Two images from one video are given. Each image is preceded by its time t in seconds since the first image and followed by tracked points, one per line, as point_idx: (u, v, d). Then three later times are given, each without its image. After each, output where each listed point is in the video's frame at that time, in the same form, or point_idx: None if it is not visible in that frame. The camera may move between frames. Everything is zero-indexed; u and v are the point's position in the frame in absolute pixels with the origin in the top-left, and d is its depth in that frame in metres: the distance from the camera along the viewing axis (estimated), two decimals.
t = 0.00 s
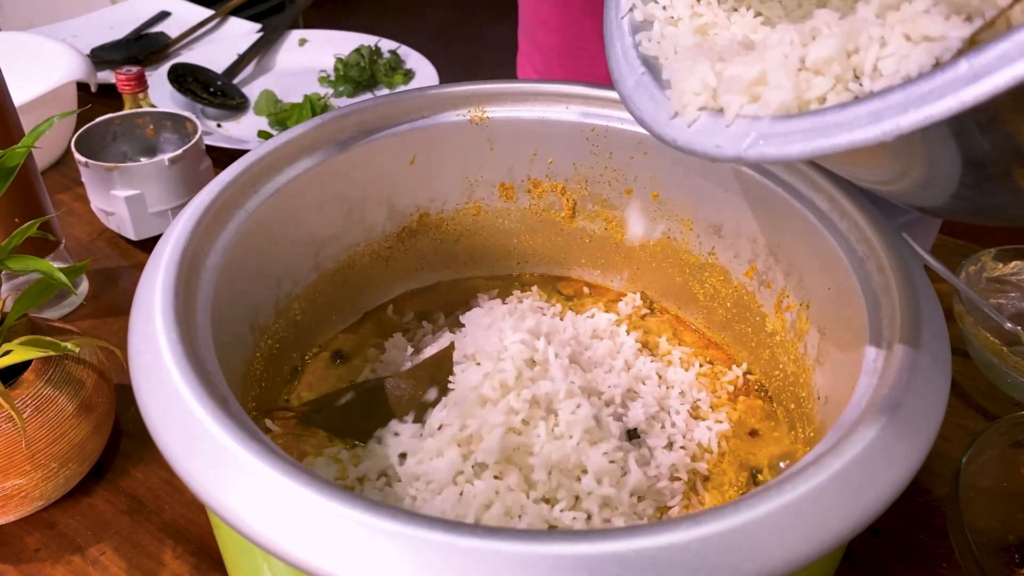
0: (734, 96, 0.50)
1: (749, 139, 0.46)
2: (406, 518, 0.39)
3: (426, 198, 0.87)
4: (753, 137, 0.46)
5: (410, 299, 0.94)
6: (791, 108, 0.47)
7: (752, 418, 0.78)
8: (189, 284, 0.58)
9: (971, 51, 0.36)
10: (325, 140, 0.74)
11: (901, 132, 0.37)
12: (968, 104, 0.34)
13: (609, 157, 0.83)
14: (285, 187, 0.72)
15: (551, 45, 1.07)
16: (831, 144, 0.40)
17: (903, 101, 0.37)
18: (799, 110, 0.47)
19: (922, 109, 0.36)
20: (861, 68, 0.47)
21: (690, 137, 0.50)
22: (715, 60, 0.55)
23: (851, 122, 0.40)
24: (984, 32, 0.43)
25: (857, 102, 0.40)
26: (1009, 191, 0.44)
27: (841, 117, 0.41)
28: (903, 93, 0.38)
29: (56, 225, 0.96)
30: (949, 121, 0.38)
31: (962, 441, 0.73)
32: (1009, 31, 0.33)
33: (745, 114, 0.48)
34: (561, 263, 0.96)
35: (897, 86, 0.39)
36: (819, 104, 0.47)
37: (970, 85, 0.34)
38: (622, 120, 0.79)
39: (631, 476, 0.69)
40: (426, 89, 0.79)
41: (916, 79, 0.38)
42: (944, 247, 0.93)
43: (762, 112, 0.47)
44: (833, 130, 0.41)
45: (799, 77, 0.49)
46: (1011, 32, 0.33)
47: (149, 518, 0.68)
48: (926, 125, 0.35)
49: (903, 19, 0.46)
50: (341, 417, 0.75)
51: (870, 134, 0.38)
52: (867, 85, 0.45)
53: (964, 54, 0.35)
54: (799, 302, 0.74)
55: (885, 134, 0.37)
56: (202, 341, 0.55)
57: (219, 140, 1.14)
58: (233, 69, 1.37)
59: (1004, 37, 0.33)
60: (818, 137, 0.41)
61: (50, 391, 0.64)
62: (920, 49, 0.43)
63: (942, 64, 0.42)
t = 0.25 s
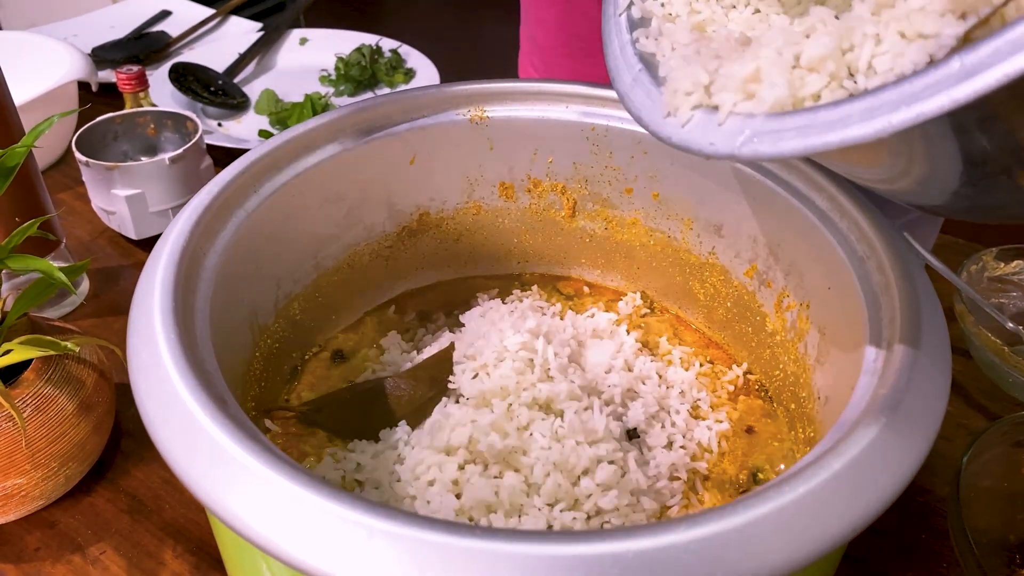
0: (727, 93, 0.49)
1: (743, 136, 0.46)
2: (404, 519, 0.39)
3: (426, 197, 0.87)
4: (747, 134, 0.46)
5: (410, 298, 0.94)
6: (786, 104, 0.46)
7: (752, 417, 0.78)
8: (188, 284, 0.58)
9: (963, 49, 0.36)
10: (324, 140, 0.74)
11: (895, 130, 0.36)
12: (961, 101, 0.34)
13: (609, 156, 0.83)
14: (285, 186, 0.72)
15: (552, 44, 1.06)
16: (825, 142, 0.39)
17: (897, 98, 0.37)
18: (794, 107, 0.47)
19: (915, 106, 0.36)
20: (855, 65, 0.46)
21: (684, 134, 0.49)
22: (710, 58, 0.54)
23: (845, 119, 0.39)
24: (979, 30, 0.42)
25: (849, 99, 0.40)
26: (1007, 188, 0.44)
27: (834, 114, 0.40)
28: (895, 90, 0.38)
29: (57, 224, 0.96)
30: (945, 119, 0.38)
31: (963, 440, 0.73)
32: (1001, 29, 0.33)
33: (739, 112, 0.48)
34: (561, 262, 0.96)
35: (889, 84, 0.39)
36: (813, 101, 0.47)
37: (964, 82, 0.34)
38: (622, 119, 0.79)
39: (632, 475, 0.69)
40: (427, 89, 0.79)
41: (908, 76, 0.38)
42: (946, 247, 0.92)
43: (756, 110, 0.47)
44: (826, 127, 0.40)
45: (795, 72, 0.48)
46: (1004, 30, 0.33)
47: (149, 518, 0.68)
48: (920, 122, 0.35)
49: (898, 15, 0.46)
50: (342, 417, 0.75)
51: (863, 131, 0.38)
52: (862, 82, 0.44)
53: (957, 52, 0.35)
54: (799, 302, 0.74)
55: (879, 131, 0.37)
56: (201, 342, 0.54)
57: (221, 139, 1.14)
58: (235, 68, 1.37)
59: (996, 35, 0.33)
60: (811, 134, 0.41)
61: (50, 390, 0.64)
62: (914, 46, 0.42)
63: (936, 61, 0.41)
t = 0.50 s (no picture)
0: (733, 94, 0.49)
1: (753, 138, 0.46)
2: (403, 520, 0.39)
3: (426, 197, 0.87)
4: (757, 136, 0.46)
5: (411, 297, 0.94)
6: (794, 105, 0.47)
7: (752, 417, 0.78)
8: (187, 283, 0.58)
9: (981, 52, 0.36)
10: (324, 140, 0.74)
11: (909, 134, 0.36)
12: (976, 105, 0.33)
13: (610, 155, 0.83)
14: (284, 186, 0.72)
15: (553, 43, 1.06)
16: (839, 144, 0.40)
17: (912, 102, 0.37)
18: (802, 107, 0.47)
19: (930, 109, 0.36)
20: (863, 66, 0.45)
21: (694, 134, 0.50)
22: (714, 56, 0.53)
23: (860, 121, 0.40)
24: (989, 33, 0.41)
25: (865, 102, 0.41)
26: (1013, 188, 0.43)
27: (849, 117, 0.41)
28: (914, 93, 0.38)
29: (58, 223, 0.96)
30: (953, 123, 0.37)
31: (965, 440, 0.73)
32: (1017, 34, 0.33)
33: (747, 112, 0.48)
34: (562, 262, 0.96)
35: (911, 86, 0.39)
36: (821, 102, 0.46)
37: (978, 87, 0.34)
38: (623, 119, 0.79)
39: (632, 475, 0.69)
40: (427, 88, 0.78)
41: (924, 79, 0.38)
42: (948, 247, 0.92)
43: (765, 110, 0.47)
44: (842, 129, 0.40)
45: (801, 73, 0.48)
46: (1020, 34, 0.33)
47: (150, 517, 0.68)
48: (934, 126, 0.35)
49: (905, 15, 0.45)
50: (342, 417, 0.75)
51: (877, 134, 0.38)
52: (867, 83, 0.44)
53: (972, 55, 0.35)
54: (800, 301, 0.74)
55: (892, 134, 0.37)
56: (200, 343, 0.54)
57: (222, 138, 1.14)
58: (236, 67, 1.37)
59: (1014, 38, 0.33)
60: (825, 136, 0.41)
61: (51, 390, 0.64)
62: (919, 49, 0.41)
63: (945, 63, 0.40)
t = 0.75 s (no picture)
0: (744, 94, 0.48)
1: (771, 144, 0.46)
2: (403, 520, 0.39)
3: (426, 196, 0.87)
4: (776, 142, 0.46)
5: (411, 297, 0.94)
6: (812, 112, 0.46)
7: (753, 417, 0.77)
8: (187, 283, 0.58)
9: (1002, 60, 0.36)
10: (324, 139, 0.74)
11: (935, 139, 0.37)
12: (1002, 113, 0.34)
13: (610, 155, 0.83)
14: (285, 186, 0.71)
15: (553, 43, 1.06)
16: (861, 150, 0.40)
17: (935, 109, 0.38)
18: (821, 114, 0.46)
19: (954, 116, 0.36)
20: (883, 72, 0.45)
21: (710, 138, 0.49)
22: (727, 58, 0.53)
23: (881, 129, 0.40)
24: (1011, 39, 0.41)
25: (884, 109, 0.41)
26: None
27: (868, 124, 0.41)
28: (936, 100, 0.38)
29: (59, 223, 0.96)
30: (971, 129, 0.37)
31: (966, 440, 0.72)
32: None
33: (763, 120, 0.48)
34: (562, 262, 0.96)
35: (931, 92, 0.39)
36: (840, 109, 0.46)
37: (1003, 95, 0.34)
38: (623, 118, 0.79)
39: (633, 475, 0.69)
40: (427, 87, 0.78)
41: (945, 87, 0.39)
42: (949, 246, 0.92)
43: (784, 116, 0.47)
44: (862, 136, 0.41)
45: (819, 76, 0.47)
46: None
47: (150, 517, 0.68)
48: (959, 132, 0.36)
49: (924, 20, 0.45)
50: (341, 417, 0.75)
51: (901, 141, 0.38)
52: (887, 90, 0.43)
53: (995, 64, 0.36)
54: (800, 301, 0.74)
55: (917, 140, 0.38)
56: (200, 343, 0.54)
57: (223, 138, 1.13)
58: (236, 67, 1.37)
59: None
60: (845, 143, 0.42)
61: (51, 389, 0.64)
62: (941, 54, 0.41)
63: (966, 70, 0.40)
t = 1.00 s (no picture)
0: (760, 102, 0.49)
1: (781, 150, 0.46)
2: (402, 521, 0.39)
3: (427, 195, 0.87)
4: (785, 147, 0.46)
5: (412, 296, 0.94)
6: (822, 119, 0.46)
7: (753, 417, 0.77)
8: (187, 282, 0.58)
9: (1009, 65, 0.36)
10: (325, 139, 0.74)
11: (938, 147, 0.37)
12: (1007, 118, 0.33)
13: (610, 153, 0.82)
14: (285, 185, 0.71)
15: (558, 43, 1.06)
16: (869, 158, 0.40)
17: (941, 115, 0.37)
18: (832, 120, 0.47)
19: (960, 123, 0.36)
20: (892, 78, 0.45)
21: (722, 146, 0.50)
22: (740, 65, 0.53)
23: (889, 135, 0.40)
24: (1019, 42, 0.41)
25: (893, 115, 0.41)
26: None
27: (875, 130, 0.41)
28: (943, 106, 0.38)
29: (60, 221, 0.96)
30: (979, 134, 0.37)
31: (967, 440, 0.72)
32: None
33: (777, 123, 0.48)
34: (563, 261, 0.96)
35: (939, 98, 0.38)
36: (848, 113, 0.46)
37: (1008, 100, 0.34)
38: (623, 116, 0.78)
39: (633, 475, 0.69)
40: (427, 86, 0.78)
41: (953, 92, 0.38)
42: (950, 245, 0.92)
43: (794, 122, 0.47)
44: (870, 143, 0.41)
45: (830, 85, 0.48)
46: None
47: (150, 515, 0.68)
48: (964, 139, 0.35)
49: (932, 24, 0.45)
50: (341, 417, 0.75)
51: (907, 149, 0.38)
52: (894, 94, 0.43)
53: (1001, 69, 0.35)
54: (801, 301, 0.74)
55: (922, 148, 0.37)
56: (201, 344, 0.54)
57: (224, 137, 1.13)
58: (237, 66, 1.37)
59: None
60: (853, 150, 0.41)
61: (52, 388, 0.64)
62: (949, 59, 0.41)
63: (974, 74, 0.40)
